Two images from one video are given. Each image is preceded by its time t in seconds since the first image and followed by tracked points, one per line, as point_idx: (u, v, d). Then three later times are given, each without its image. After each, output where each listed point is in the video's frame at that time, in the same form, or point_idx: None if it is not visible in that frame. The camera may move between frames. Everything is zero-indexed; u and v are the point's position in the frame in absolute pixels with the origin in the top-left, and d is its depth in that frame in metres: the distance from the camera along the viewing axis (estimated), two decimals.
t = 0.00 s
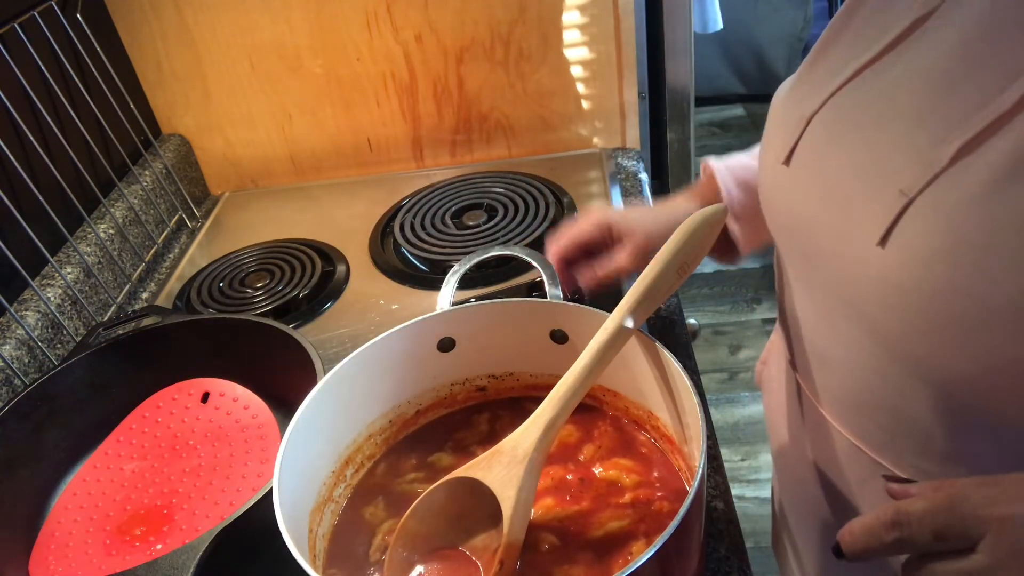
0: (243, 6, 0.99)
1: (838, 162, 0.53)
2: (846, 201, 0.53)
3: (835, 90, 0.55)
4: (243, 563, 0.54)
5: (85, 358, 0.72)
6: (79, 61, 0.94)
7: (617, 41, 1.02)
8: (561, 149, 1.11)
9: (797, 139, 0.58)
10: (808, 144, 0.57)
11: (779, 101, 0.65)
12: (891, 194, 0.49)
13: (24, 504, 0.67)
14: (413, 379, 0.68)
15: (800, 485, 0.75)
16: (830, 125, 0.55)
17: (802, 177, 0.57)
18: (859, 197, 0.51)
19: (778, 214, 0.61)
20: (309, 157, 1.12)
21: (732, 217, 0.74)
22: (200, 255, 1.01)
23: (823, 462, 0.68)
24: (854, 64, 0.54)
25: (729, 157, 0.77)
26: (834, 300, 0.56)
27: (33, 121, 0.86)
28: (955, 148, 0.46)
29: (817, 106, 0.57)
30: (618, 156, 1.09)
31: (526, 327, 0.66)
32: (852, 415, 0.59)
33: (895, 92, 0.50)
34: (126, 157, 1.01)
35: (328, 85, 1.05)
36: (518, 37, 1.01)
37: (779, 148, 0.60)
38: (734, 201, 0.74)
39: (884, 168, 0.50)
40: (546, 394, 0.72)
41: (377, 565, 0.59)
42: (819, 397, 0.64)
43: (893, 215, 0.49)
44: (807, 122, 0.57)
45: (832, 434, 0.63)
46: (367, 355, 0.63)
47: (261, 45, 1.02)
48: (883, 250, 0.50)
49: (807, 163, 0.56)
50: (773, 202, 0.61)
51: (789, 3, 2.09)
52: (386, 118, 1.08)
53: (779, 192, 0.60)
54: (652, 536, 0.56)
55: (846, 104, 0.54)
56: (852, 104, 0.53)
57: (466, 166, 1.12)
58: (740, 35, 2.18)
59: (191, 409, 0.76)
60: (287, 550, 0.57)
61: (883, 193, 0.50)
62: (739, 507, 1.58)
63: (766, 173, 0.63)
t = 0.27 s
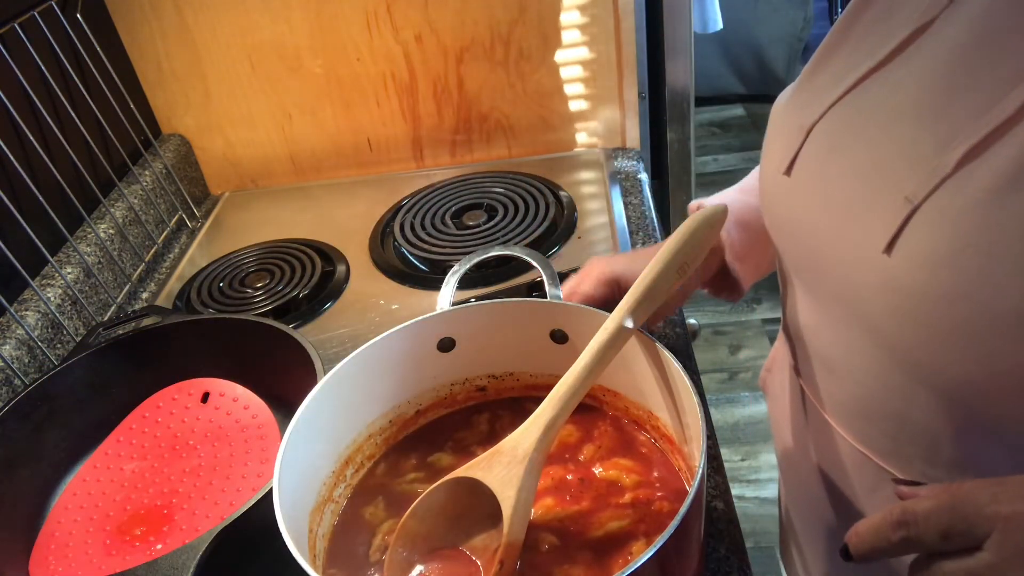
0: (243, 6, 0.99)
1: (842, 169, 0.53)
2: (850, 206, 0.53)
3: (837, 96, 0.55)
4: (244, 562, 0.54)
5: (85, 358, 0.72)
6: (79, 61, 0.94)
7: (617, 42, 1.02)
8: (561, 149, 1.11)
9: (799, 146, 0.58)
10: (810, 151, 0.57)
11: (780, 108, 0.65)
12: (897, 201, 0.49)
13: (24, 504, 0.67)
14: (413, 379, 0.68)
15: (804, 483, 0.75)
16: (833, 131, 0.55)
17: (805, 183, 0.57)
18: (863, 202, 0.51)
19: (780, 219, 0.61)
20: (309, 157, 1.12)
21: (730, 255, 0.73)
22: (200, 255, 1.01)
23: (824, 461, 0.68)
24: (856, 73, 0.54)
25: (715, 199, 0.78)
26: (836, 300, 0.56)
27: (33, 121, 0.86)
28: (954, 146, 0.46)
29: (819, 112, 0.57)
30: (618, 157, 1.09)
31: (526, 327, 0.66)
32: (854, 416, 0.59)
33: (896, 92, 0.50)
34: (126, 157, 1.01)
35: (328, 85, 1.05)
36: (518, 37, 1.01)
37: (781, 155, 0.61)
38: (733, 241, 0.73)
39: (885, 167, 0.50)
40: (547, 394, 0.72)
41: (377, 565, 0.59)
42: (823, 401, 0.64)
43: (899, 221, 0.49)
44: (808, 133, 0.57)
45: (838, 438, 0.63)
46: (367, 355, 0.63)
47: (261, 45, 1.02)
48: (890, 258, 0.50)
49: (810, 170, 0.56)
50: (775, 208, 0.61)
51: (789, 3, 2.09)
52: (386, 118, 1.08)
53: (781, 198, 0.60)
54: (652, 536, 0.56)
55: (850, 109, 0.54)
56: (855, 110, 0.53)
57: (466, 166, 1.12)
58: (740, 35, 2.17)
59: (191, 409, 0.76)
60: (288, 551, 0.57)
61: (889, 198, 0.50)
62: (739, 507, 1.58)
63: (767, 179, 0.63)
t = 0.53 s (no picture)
0: (243, 6, 0.99)
1: (839, 174, 0.53)
2: (848, 209, 0.53)
3: (834, 100, 0.55)
4: (244, 562, 0.54)
5: (86, 358, 0.72)
6: (79, 61, 0.94)
7: (617, 42, 1.02)
8: (561, 149, 1.11)
9: (794, 154, 0.58)
10: (805, 158, 0.57)
11: (776, 114, 0.65)
12: (894, 205, 0.49)
13: (24, 504, 0.67)
14: (413, 379, 0.68)
15: (804, 483, 0.74)
16: (830, 135, 0.55)
17: (801, 188, 0.57)
18: (862, 204, 0.51)
19: (777, 223, 0.61)
20: (309, 157, 1.12)
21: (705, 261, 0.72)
22: (200, 255, 1.01)
23: (825, 460, 0.68)
24: (859, 73, 0.53)
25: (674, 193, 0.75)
26: (835, 301, 0.56)
27: (33, 121, 0.86)
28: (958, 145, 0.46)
29: (815, 117, 0.57)
30: (618, 157, 1.09)
31: (526, 327, 0.66)
32: (855, 416, 0.59)
33: (897, 91, 0.50)
34: (126, 157, 1.01)
35: (328, 85, 1.05)
36: (518, 37, 1.01)
37: (776, 160, 0.61)
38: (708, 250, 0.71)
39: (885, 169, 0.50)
40: (547, 394, 0.72)
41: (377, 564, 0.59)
42: (823, 402, 0.64)
43: (897, 224, 0.49)
44: (804, 139, 0.57)
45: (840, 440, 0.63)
46: (367, 355, 0.63)
47: (261, 45, 1.02)
48: (889, 262, 0.50)
49: (806, 175, 0.56)
50: (771, 213, 0.61)
51: (789, 3, 2.08)
52: (386, 118, 1.08)
53: (777, 203, 0.60)
54: (652, 536, 0.56)
55: (847, 112, 0.54)
56: (853, 112, 0.53)
57: (466, 166, 1.12)
58: (740, 35, 2.18)
59: (191, 409, 0.76)
60: (288, 551, 0.57)
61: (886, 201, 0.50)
62: (739, 507, 1.58)
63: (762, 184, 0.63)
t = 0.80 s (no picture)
0: (243, 6, 0.99)
1: (842, 168, 0.53)
2: (850, 205, 0.52)
3: (836, 93, 0.55)
4: (244, 561, 0.54)
5: (86, 358, 0.72)
6: (79, 61, 0.94)
7: (617, 42, 1.02)
8: (561, 149, 1.11)
9: (796, 150, 0.58)
10: (807, 154, 0.57)
11: (776, 109, 0.65)
12: (898, 199, 0.49)
13: (24, 504, 0.67)
14: (413, 379, 0.68)
15: (804, 484, 0.75)
16: (831, 131, 0.55)
17: (803, 185, 0.57)
18: (864, 201, 0.51)
19: (778, 222, 0.61)
20: (309, 157, 1.12)
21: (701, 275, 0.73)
22: (200, 255, 1.01)
23: (825, 460, 0.68)
24: (863, 63, 0.53)
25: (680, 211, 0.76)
26: (839, 299, 0.56)
27: (33, 121, 0.86)
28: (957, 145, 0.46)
29: (816, 112, 0.57)
30: (618, 157, 1.09)
31: (526, 328, 0.66)
32: (857, 416, 0.59)
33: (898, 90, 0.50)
34: (126, 157, 1.01)
35: (328, 85, 1.05)
36: (518, 36, 1.01)
37: (777, 158, 0.61)
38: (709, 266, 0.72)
39: (883, 166, 0.50)
40: (547, 394, 0.72)
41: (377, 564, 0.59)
42: (824, 400, 0.64)
43: (901, 221, 0.49)
44: (808, 131, 0.57)
45: (839, 437, 0.63)
46: (368, 355, 0.63)
47: (261, 45, 1.02)
48: (893, 256, 0.49)
49: (808, 172, 0.56)
50: (773, 211, 0.61)
51: (789, 3, 2.08)
52: (386, 118, 1.08)
53: (779, 201, 0.60)
54: (651, 536, 0.56)
55: (849, 108, 0.54)
56: (854, 108, 0.53)
57: (466, 166, 1.12)
58: (740, 35, 2.18)
59: (191, 409, 0.76)
60: (287, 551, 0.57)
61: (889, 196, 0.49)
62: (739, 507, 1.58)
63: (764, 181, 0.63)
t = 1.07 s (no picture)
0: (243, 6, 0.99)
1: (852, 161, 0.53)
2: (862, 197, 0.52)
3: (845, 84, 0.55)
4: (245, 561, 0.54)
5: (85, 358, 0.72)
6: (79, 61, 0.94)
7: (617, 41, 1.02)
8: (561, 149, 1.11)
9: (805, 137, 0.58)
10: (816, 145, 0.57)
11: (781, 100, 0.65)
12: (914, 188, 0.49)
13: (24, 505, 0.67)
14: (413, 379, 0.68)
15: (805, 484, 0.74)
16: (840, 121, 0.55)
17: (813, 175, 0.57)
18: (877, 191, 0.51)
19: (786, 213, 0.61)
20: (309, 157, 1.12)
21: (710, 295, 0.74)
22: (200, 255, 1.01)
23: (827, 459, 0.68)
24: (866, 59, 0.54)
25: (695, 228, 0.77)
26: (848, 291, 0.56)
27: (33, 121, 0.86)
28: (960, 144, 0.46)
29: (824, 102, 0.57)
30: (618, 156, 1.09)
31: (526, 328, 0.66)
32: (864, 411, 0.59)
33: (901, 89, 0.50)
34: (126, 157, 1.01)
35: (328, 84, 1.05)
36: (518, 36, 1.01)
37: (785, 148, 0.61)
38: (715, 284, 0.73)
39: (893, 165, 0.50)
40: (547, 394, 0.72)
41: (377, 565, 0.59)
42: (828, 394, 0.64)
43: (916, 210, 0.48)
44: (816, 121, 0.57)
45: (842, 431, 0.63)
46: (369, 354, 0.63)
47: (261, 45, 1.02)
48: (906, 247, 0.49)
49: (817, 161, 0.56)
50: (780, 201, 0.61)
51: (788, 3, 2.08)
52: (386, 118, 1.08)
53: (787, 192, 0.60)
54: (652, 536, 0.56)
55: (857, 98, 0.54)
56: (862, 101, 0.53)
57: (466, 166, 1.12)
58: (739, 36, 2.17)
59: (191, 409, 0.76)
60: (287, 550, 0.57)
61: (903, 185, 0.49)
62: (739, 507, 1.57)
63: (770, 172, 0.63)
